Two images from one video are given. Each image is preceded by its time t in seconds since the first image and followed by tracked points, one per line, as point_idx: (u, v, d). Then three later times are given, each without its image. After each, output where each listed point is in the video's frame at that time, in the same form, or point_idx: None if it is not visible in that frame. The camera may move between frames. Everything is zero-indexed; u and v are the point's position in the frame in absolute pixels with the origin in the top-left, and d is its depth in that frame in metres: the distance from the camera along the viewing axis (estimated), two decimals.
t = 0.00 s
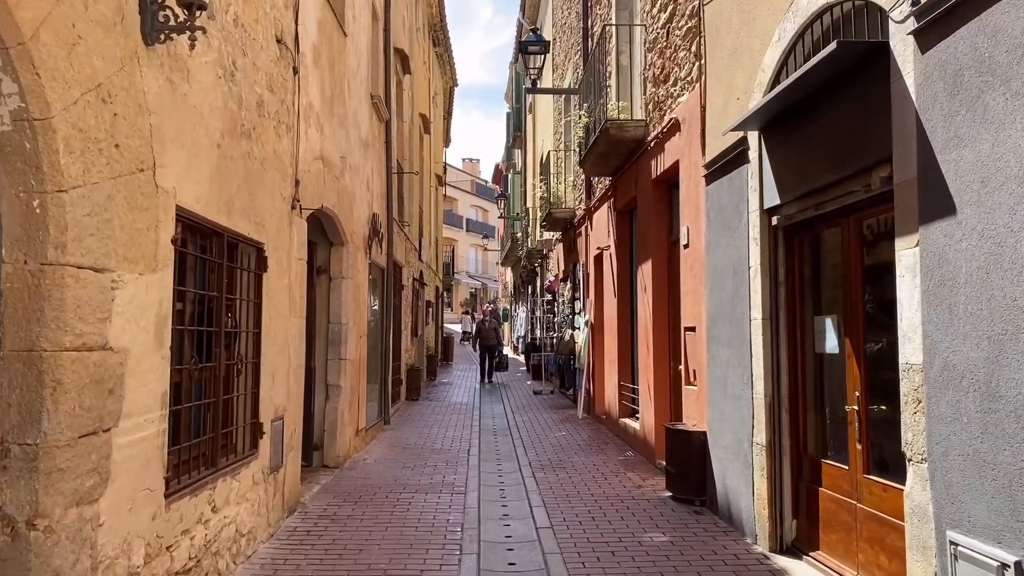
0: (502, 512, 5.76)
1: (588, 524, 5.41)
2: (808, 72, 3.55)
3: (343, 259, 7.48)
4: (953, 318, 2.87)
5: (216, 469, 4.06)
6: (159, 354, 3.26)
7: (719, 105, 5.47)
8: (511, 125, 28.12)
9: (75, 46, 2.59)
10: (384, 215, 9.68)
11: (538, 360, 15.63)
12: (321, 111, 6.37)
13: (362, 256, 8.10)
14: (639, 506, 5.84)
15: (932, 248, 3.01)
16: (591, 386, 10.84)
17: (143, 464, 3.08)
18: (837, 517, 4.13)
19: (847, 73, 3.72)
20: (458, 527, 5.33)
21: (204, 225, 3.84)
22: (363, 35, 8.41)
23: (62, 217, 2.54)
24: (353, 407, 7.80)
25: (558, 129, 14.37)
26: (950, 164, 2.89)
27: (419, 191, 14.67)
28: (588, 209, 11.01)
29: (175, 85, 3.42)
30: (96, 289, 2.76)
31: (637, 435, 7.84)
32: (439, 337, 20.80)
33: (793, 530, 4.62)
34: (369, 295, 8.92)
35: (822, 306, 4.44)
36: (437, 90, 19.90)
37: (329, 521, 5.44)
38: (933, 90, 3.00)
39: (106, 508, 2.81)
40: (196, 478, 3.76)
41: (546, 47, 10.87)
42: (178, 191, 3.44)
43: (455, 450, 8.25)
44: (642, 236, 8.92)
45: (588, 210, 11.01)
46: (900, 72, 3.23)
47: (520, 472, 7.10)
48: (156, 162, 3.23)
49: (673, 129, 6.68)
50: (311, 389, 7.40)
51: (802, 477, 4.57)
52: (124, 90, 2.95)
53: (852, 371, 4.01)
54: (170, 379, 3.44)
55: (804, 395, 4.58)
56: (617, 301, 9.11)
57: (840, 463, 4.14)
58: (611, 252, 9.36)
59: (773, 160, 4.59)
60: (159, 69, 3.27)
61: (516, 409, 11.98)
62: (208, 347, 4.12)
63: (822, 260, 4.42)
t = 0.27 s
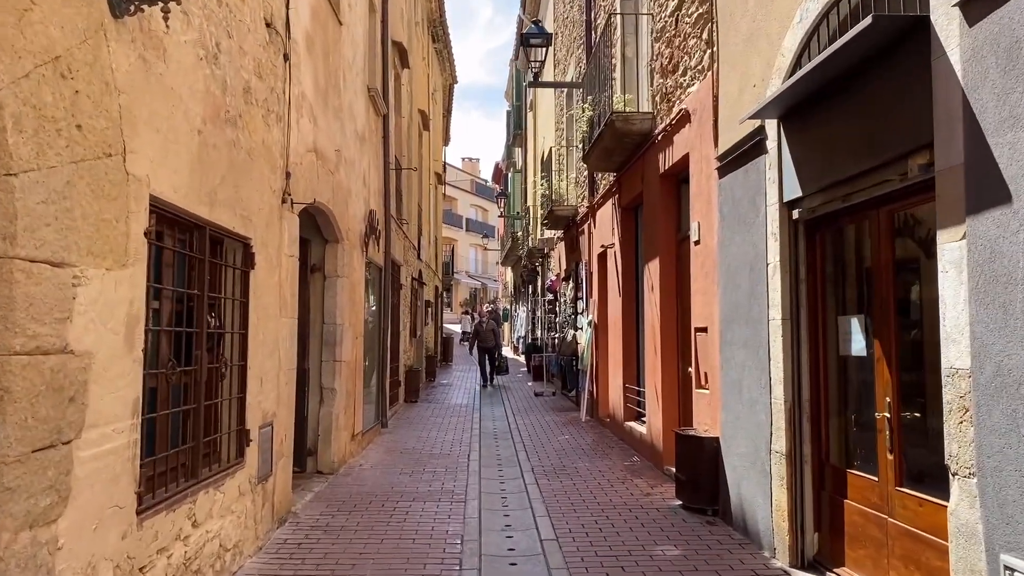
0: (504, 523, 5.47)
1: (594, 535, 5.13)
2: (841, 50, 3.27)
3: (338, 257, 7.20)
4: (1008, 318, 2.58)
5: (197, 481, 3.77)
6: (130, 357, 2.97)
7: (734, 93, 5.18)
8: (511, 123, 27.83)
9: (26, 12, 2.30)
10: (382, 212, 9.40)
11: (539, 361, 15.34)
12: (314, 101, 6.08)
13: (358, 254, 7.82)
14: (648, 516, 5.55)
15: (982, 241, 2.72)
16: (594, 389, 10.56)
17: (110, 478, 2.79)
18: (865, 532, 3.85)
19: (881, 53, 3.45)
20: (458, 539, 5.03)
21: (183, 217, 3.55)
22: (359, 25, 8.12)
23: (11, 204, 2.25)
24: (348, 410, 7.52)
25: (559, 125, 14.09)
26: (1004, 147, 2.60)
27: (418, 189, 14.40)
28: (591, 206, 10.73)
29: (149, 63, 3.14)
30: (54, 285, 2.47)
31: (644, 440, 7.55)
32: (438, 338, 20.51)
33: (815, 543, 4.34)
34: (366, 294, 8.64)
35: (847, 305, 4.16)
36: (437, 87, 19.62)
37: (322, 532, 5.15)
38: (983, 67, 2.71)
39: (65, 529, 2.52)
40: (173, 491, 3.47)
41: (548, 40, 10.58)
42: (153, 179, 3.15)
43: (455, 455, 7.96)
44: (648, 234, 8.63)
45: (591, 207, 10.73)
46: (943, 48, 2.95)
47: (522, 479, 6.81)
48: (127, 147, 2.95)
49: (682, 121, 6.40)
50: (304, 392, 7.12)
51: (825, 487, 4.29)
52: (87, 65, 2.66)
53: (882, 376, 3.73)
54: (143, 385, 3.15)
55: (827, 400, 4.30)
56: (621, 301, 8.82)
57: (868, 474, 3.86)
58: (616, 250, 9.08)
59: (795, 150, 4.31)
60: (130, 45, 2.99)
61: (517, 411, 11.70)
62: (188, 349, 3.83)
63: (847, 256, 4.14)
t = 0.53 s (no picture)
0: (505, 535, 5.17)
1: (600, 548, 4.84)
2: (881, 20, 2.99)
3: (332, 254, 6.90)
4: None
5: (173, 495, 3.45)
6: (91, 362, 2.68)
7: (750, 80, 4.88)
8: (511, 120, 27.54)
9: None
10: (378, 208, 9.10)
11: (540, 362, 15.05)
12: (305, 90, 5.78)
13: (353, 251, 7.52)
14: (657, 527, 5.25)
15: None
16: (597, 391, 10.27)
17: (66, 496, 2.50)
18: (898, 550, 3.56)
19: (921, 26, 3.17)
20: (456, 553, 4.73)
21: (155, 207, 3.25)
22: (354, 14, 7.81)
23: None
24: (343, 414, 7.23)
25: (561, 121, 13.79)
26: None
27: (416, 186, 14.10)
28: (594, 203, 10.44)
29: (114, 35, 2.83)
30: None
31: (651, 444, 7.26)
32: (438, 338, 20.23)
33: (838, 560, 4.05)
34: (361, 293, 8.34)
35: (875, 304, 3.86)
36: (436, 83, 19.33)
37: (312, 545, 4.84)
38: None
39: (9, 556, 2.23)
40: (143, 508, 3.16)
41: (550, 32, 10.28)
42: (119, 164, 2.85)
43: (453, 460, 7.67)
44: (653, 231, 8.35)
45: (594, 204, 10.44)
46: (995, 17, 2.65)
47: (524, 487, 6.51)
48: (86, 126, 2.64)
49: (692, 111, 6.11)
50: (297, 395, 6.83)
51: (851, 499, 4.01)
52: (36, 33, 2.37)
53: (915, 380, 3.44)
54: (108, 391, 2.86)
55: (853, 406, 4.01)
56: (626, 300, 8.53)
57: (901, 487, 3.57)
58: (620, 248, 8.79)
59: (818, 137, 4.01)
60: (92, 13, 2.68)
61: (517, 413, 11.41)
62: (162, 351, 3.51)
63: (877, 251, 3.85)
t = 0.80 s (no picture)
0: (508, 550, 4.88)
1: (609, 563, 4.55)
2: None
3: (326, 252, 6.61)
4: None
5: (146, 513, 3.13)
6: (45, 370, 2.38)
7: (768, 66, 4.59)
8: (511, 118, 27.23)
9: None
10: (375, 205, 8.81)
11: (542, 363, 14.76)
12: (297, 78, 5.48)
13: (349, 250, 7.23)
14: (669, 540, 4.96)
15: None
16: (601, 393, 9.98)
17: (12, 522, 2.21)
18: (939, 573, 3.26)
19: None
20: (456, 570, 4.44)
21: (125, 197, 2.95)
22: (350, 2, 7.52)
23: None
24: (338, 419, 6.94)
25: (562, 117, 13.50)
26: None
27: (414, 183, 13.81)
28: (598, 200, 10.14)
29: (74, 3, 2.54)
30: None
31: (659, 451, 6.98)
32: (437, 338, 19.94)
33: None
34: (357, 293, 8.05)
35: (910, 305, 3.58)
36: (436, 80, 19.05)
37: (302, 561, 4.55)
38: None
39: None
40: (111, 530, 2.85)
41: (552, 24, 9.99)
42: (78, 147, 2.55)
43: (453, 466, 7.39)
44: (660, 228, 8.07)
45: (598, 201, 10.15)
46: None
47: (527, 496, 6.22)
48: (38, 103, 2.35)
49: (704, 102, 5.82)
50: (289, 399, 6.54)
51: (881, 515, 3.72)
52: None
53: (959, 388, 3.16)
54: (67, 402, 2.56)
55: (886, 415, 3.73)
56: (631, 300, 8.25)
57: (943, 504, 3.28)
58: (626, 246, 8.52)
59: (847, 124, 3.72)
60: None
61: (519, 416, 11.11)
62: (135, 356, 3.18)
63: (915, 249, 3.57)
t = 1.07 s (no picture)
0: (516, 561, 4.59)
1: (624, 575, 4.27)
2: None
3: (323, 246, 6.32)
4: None
5: (121, 527, 2.83)
6: None
7: (794, 46, 4.30)
8: (512, 116, 26.95)
9: None
10: (375, 199, 8.52)
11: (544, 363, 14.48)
12: (292, 62, 5.19)
13: (346, 245, 6.94)
14: (686, 550, 4.68)
15: None
16: (607, 394, 9.72)
17: None
18: None
19: None
20: None
21: (97, 177, 2.66)
22: None
23: None
24: (335, 421, 6.65)
25: (566, 111, 13.21)
26: None
27: (415, 179, 13.53)
28: (603, 195, 9.86)
29: None
30: None
31: (671, 454, 6.69)
32: (437, 338, 19.65)
33: None
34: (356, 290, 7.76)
35: (956, 299, 3.29)
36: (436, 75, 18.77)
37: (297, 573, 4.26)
38: None
39: None
40: (78, 548, 2.55)
41: (557, 13, 9.70)
42: (37, 117, 2.26)
43: (455, 470, 7.10)
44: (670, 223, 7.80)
45: (604, 196, 9.86)
46: None
47: (534, 502, 5.93)
48: None
49: (721, 87, 5.53)
50: (285, 399, 6.26)
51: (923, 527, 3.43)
52: None
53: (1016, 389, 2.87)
54: (27, 404, 2.27)
55: (927, 418, 3.44)
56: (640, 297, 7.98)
57: (997, 517, 2.99)
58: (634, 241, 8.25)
59: (885, 103, 3.44)
60: None
61: (522, 417, 10.82)
62: (109, 353, 2.88)
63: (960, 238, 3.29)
